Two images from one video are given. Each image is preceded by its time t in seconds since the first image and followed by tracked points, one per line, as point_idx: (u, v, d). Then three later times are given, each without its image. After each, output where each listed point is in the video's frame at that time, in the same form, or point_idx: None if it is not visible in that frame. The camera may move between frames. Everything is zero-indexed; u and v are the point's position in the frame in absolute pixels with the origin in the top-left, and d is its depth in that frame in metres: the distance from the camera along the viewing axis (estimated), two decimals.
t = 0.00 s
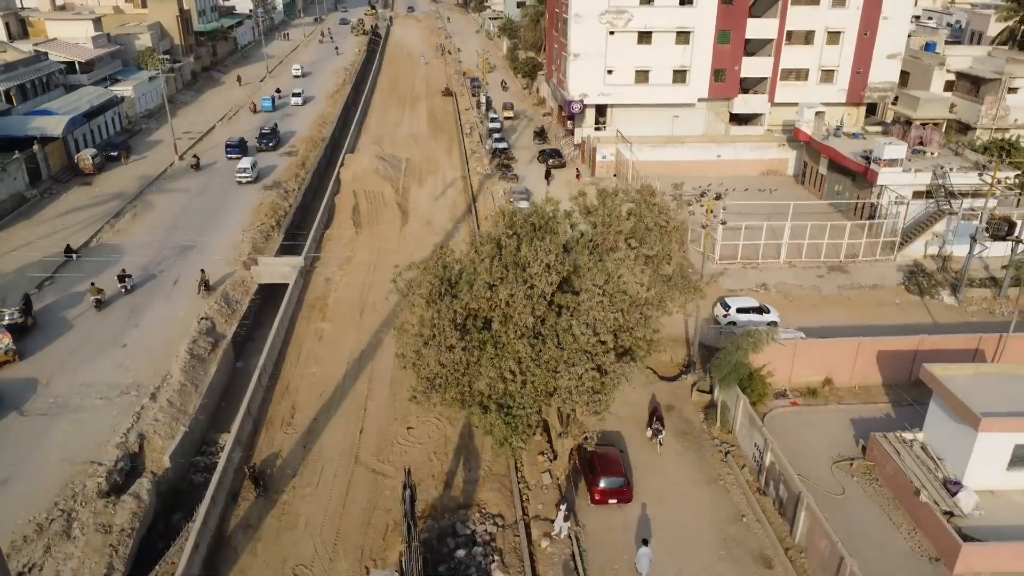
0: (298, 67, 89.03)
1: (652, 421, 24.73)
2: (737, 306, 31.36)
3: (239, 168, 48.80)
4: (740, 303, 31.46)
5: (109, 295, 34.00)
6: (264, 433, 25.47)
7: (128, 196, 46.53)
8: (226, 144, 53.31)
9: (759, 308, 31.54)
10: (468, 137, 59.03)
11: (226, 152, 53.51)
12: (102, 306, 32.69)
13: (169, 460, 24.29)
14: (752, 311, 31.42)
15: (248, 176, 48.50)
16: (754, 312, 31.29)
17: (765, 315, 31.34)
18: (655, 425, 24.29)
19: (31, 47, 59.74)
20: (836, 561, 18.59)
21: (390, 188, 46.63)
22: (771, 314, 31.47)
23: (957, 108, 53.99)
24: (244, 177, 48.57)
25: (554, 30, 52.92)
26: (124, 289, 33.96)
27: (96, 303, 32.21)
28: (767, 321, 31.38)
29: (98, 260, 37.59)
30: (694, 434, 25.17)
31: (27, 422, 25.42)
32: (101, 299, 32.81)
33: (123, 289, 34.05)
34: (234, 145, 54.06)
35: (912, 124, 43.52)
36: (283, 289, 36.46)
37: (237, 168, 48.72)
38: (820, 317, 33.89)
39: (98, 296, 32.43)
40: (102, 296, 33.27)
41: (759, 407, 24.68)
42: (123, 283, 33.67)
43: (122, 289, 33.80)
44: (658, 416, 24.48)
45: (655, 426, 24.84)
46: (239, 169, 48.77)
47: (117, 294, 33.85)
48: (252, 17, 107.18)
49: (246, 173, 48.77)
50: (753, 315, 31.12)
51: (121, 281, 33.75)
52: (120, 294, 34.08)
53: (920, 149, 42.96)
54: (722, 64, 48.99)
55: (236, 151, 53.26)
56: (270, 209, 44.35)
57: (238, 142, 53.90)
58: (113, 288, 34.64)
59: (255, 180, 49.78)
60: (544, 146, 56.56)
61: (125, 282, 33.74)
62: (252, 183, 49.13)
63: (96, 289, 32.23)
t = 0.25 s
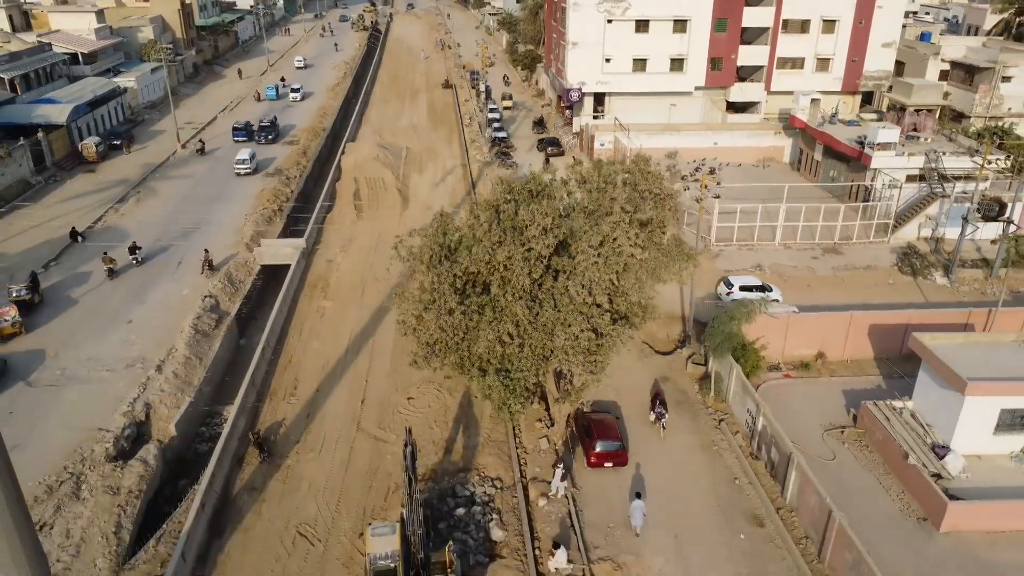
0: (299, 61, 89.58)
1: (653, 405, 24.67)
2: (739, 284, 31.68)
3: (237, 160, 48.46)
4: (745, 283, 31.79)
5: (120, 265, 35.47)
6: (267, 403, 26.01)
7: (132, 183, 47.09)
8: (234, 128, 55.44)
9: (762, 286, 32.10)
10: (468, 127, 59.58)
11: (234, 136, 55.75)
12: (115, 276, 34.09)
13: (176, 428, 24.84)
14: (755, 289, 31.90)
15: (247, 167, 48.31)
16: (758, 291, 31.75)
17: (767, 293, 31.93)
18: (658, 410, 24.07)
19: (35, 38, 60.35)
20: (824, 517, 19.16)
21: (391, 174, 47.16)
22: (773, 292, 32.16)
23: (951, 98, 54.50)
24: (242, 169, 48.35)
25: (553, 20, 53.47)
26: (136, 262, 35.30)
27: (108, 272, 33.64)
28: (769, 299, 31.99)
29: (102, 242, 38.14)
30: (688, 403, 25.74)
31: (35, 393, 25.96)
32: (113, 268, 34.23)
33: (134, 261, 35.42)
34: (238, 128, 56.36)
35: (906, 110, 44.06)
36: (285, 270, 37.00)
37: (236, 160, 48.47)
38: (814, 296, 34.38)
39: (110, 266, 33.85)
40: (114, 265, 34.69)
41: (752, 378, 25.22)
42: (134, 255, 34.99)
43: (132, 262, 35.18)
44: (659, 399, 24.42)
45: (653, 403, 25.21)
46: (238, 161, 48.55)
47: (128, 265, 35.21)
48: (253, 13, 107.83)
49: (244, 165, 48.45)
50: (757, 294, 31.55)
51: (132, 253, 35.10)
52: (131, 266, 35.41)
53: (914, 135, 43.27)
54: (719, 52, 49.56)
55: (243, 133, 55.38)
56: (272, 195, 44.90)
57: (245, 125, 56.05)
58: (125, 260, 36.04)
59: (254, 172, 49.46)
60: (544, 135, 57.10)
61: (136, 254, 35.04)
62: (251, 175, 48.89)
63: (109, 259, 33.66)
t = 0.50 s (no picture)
0: (300, 54, 90.20)
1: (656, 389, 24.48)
2: (743, 262, 32.59)
3: (236, 151, 48.30)
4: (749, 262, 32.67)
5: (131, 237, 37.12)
6: (272, 373, 26.63)
7: (136, 169, 47.70)
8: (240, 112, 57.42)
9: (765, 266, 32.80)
10: (467, 117, 60.18)
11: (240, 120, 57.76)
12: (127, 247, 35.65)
13: (182, 396, 25.45)
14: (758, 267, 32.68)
15: (246, 158, 48.03)
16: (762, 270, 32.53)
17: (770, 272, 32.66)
18: (660, 391, 23.91)
19: (39, 29, 60.97)
20: (812, 472, 19.81)
21: (391, 161, 47.76)
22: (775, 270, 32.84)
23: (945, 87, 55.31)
24: (240, 160, 48.04)
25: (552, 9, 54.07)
26: (146, 235, 36.82)
27: (119, 242, 35.25)
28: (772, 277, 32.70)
29: (107, 224, 38.76)
30: (683, 373, 26.35)
31: (44, 363, 26.57)
32: (124, 239, 35.84)
33: (144, 233, 36.97)
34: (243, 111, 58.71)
35: (900, 97, 44.74)
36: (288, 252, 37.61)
37: (235, 151, 48.15)
38: (807, 276, 35.00)
39: (122, 237, 35.42)
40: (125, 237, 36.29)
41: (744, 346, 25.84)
42: (145, 228, 36.52)
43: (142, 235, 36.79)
44: (661, 382, 24.21)
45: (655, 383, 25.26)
46: (237, 152, 48.26)
47: (138, 237, 36.78)
48: (254, 8, 108.48)
49: (243, 155, 48.21)
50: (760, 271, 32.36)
51: (143, 227, 36.62)
52: (142, 239, 36.93)
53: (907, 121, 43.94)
54: (715, 41, 50.21)
55: (249, 117, 57.31)
56: (275, 180, 45.52)
57: (251, 110, 58.03)
58: (136, 233, 37.58)
59: (253, 163, 49.15)
60: (542, 124, 57.69)
61: (147, 228, 36.54)
62: (250, 166, 48.61)
63: (122, 230, 35.23)
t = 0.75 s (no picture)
0: (301, 48, 90.94)
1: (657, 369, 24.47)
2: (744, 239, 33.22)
3: (235, 141, 48.16)
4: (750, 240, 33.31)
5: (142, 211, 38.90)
6: (276, 342, 27.37)
7: (141, 155, 48.43)
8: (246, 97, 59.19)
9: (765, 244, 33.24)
10: (467, 107, 60.85)
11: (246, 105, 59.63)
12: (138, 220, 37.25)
13: (189, 364, 26.20)
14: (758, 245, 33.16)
15: (246, 149, 47.87)
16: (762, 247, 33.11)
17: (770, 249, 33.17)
18: (661, 371, 23.95)
19: (44, 20, 61.72)
20: (800, 428, 20.52)
21: (392, 148, 48.46)
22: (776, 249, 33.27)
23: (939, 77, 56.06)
24: (239, 151, 47.89)
25: None
26: (156, 210, 38.41)
27: (132, 215, 36.88)
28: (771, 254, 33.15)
29: (114, 206, 39.50)
30: (677, 342, 27.08)
31: (55, 333, 27.30)
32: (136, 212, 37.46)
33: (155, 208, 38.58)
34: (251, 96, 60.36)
35: (894, 84, 45.02)
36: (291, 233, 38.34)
37: (234, 141, 48.00)
38: (800, 256, 35.66)
39: (134, 210, 37.06)
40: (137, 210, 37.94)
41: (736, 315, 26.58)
42: (155, 203, 38.10)
43: (152, 209, 38.47)
44: (662, 362, 24.16)
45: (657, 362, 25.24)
46: (236, 143, 48.11)
47: (149, 211, 38.39)
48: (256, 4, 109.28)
49: (242, 146, 48.13)
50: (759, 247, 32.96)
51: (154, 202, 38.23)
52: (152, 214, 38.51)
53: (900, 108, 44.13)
54: (711, 30, 51.06)
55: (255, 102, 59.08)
56: (278, 166, 46.29)
57: (257, 95, 59.78)
58: (147, 208, 39.18)
59: (252, 154, 49.02)
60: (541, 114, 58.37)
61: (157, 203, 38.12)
62: (248, 156, 48.50)
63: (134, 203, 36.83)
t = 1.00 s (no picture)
0: (302, 42, 91.67)
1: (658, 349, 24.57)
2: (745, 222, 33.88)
3: (235, 132, 48.09)
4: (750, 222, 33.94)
5: (154, 185, 40.95)
6: (282, 314, 28.14)
7: (146, 142, 49.20)
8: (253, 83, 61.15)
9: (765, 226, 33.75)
10: (466, 97, 61.54)
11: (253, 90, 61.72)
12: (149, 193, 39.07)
13: (197, 333, 26.96)
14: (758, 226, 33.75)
15: (246, 139, 47.81)
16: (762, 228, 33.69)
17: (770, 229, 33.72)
18: (661, 351, 24.07)
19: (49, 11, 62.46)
20: (787, 385, 21.31)
21: (393, 134, 49.18)
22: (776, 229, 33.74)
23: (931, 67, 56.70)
24: (240, 141, 47.84)
25: None
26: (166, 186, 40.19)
27: (144, 188, 38.70)
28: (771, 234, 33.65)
29: (120, 189, 40.26)
30: (671, 313, 27.86)
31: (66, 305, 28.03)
32: (148, 186, 39.27)
33: (165, 184, 40.38)
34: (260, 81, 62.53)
35: (886, 70, 46.58)
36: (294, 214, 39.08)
37: (234, 132, 47.94)
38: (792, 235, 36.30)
39: (146, 184, 38.89)
40: (148, 184, 39.77)
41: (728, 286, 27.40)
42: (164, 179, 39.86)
43: (162, 185, 40.43)
44: (663, 342, 24.26)
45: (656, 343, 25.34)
46: (236, 134, 48.04)
47: (159, 186, 40.21)
48: None
49: (242, 137, 48.06)
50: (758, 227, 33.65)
51: (164, 177, 40.01)
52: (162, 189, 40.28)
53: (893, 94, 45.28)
54: (707, 19, 51.71)
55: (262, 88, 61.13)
56: (280, 152, 47.09)
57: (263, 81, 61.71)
58: (157, 183, 40.96)
59: (252, 145, 48.97)
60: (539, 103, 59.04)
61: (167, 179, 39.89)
62: (248, 147, 48.45)
63: (145, 178, 38.60)
